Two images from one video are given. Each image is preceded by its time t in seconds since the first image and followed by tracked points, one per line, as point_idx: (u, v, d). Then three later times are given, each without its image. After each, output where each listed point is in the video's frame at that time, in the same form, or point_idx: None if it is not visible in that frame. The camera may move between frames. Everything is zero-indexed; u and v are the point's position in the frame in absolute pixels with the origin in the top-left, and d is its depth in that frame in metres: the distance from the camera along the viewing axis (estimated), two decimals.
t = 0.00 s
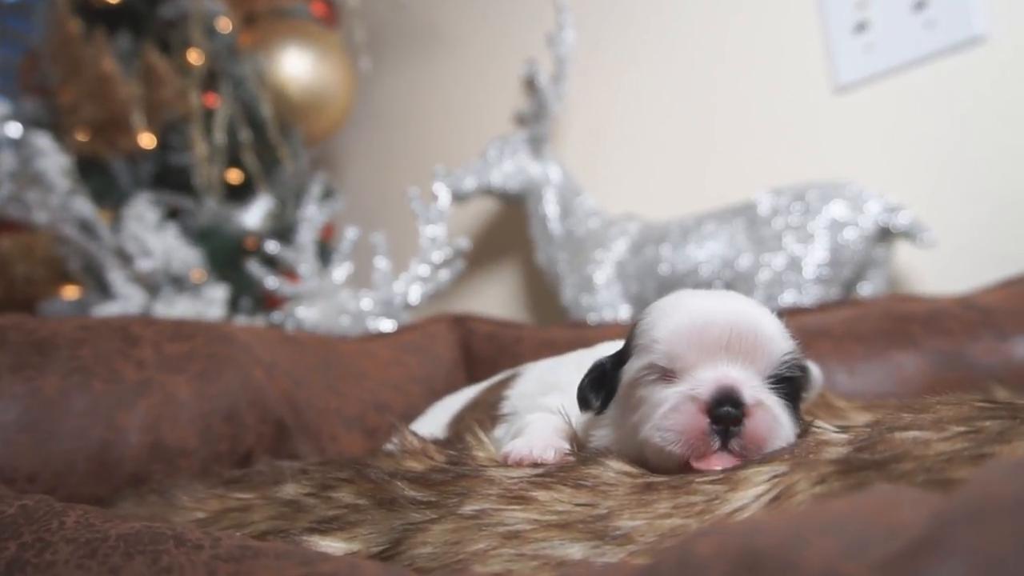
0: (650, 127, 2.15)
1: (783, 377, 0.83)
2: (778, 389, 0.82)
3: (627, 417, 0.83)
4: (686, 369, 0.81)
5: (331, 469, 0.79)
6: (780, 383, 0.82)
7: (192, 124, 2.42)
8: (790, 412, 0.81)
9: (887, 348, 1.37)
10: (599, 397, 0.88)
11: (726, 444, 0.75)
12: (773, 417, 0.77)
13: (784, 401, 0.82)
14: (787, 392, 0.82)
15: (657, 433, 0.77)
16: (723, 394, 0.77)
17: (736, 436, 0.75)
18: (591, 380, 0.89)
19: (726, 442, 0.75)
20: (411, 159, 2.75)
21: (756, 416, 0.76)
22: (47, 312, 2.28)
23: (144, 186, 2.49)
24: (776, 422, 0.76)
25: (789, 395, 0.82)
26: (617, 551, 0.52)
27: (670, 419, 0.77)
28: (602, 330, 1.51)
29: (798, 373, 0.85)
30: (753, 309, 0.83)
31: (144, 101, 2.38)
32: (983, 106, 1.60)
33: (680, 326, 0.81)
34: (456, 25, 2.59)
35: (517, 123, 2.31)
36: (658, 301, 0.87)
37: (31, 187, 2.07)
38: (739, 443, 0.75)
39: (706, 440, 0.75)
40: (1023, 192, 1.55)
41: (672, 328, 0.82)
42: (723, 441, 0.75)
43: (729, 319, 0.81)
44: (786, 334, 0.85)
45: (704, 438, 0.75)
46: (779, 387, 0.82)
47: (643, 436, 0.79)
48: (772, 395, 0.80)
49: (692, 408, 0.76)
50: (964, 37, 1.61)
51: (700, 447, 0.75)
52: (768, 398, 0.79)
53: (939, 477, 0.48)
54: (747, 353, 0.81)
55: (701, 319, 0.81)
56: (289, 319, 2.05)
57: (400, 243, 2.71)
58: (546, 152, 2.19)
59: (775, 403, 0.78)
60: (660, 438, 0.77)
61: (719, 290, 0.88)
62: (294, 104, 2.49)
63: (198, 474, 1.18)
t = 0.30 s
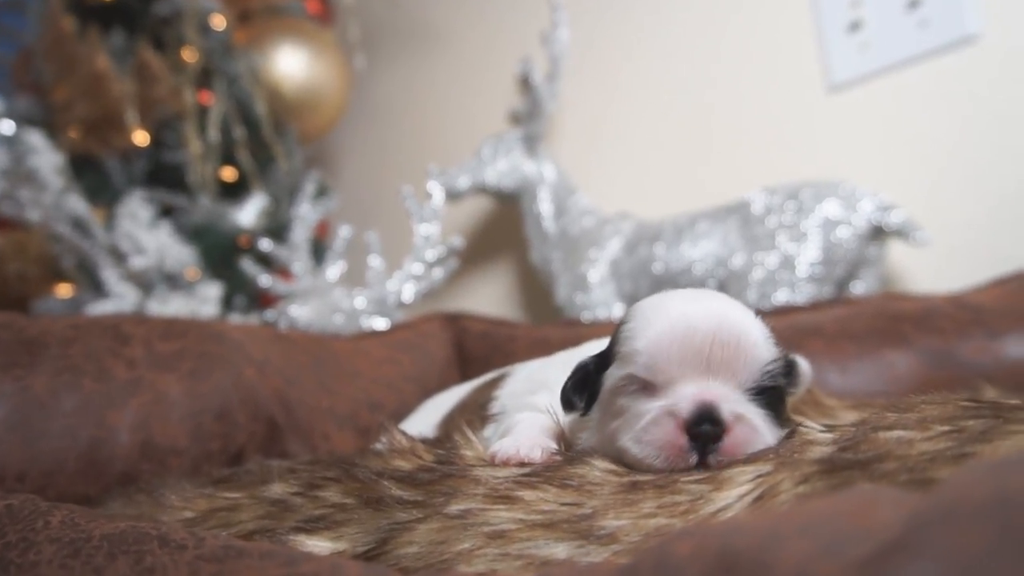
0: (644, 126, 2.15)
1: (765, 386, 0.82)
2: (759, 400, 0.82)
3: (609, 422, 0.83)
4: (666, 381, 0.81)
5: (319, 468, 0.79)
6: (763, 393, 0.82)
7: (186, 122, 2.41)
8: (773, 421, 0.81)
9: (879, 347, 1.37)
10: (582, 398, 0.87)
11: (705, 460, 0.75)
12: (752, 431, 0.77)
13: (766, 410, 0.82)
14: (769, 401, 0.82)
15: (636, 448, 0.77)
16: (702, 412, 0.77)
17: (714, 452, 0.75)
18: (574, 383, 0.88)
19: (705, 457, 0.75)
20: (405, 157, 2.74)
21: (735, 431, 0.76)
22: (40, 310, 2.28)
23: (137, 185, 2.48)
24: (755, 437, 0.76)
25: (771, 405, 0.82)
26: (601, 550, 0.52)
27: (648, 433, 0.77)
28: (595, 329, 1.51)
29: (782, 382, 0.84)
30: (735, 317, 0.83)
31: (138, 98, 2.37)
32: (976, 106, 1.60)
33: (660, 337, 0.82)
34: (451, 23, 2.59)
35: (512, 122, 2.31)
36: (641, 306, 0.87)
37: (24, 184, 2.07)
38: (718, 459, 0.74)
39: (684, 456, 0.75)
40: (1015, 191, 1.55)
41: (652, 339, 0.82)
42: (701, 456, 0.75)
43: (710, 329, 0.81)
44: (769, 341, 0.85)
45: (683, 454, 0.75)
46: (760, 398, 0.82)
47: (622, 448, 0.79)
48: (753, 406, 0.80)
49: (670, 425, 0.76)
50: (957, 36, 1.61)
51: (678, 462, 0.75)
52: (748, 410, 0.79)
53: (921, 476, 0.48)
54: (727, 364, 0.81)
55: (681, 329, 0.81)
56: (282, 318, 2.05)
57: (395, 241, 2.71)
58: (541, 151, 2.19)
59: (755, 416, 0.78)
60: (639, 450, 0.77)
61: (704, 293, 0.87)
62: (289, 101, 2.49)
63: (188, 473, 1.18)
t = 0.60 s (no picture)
0: (643, 132, 2.15)
1: (762, 391, 0.83)
2: (757, 405, 0.82)
3: (607, 431, 0.83)
4: (664, 386, 0.81)
5: (316, 476, 0.79)
6: (759, 398, 0.82)
7: (185, 127, 2.42)
8: (769, 427, 0.81)
9: (877, 354, 1.37)
10: (582, 407, 0.87)
11: (703, 462, 0.75)
12: (750, 434, 0.76)
13: (763, 416, 0.81)
14: (766, 406, 0.82)
15: (635, 451, 0.77)
16: (700, 413, 0.77)
17: (713, 454, 0.75)
18: (574, 392, 0.88)
19: (704, 460, 0.75)
20: (404, 162, 2.75)
21: (733, 433, 0.76)
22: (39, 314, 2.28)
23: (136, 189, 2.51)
24: (754, 439, 0.76)
25: (768, 410, 0.82)
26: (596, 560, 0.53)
27: (647, 437, 0.77)
28: (592, 335, 1.51)
29: (778, 388, 0.84)
30: (731, 322, 0.83)
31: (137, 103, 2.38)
32: (973, 113, 1.60)
33: (658, 342, 0.82)
34: (450, 28, 2.59)
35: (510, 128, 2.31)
36: (639, 313, 0.87)
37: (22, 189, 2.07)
38: (716, 461, 0.74)
39: (683, 458, 0.75)
40: (1012, 199, 1.55)
41: (649, 344, 0.82)
42: (699, 459, 0.75)
43: (707, 334, 0.81)
44: (766, 347, 0.85)
45: (682, 456, 0.75)
46: (757, 403, 0.82)
47: (621, 451, 0.79)
48: (750, 410, 0.80)
49: (668, 426, 0.76)
50: (954, 44, 1.61)
51: (677, 466, 0.75)
52: (746, 414, 0.78)
53: (914, 488, 0.48)
54: (724, 369, 0.81)
55: (678, 334, 0.81)
56: (281, 323, 2.05)
57: (393, 246, 2.71)
58: (539, 156, 2.20)
59: (752, 419, 0.78)
60: (638, 455, 0.77)
61: (699, 301, 0.88)
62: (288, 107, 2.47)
63: (185, 480, 1.18)
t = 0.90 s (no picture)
0: (642, 132, 2.15)
1: (759, 391, 0.83)
2: (754, 404, 0.82)
3: (604, 432, 0.83)
4: (661, 384, 0.81)
5: (315, 478, 0.79)
6: (757, 398, 0.83)
7: (184, 127, 2.42)
8: (766, 427, 0.81)
9: (876, 355, 1.37)
10: (578, 409, 0.88)
11: (700, 459, 0.75)
12: (748, 432, 0.77)
13: (760, 416, 0.82)
14: (763, 406, 0.82)
15: (633, 449, 0.77)
16: (699, 410, 0.77)
17: (710, 451, 0.75)
18: (569, 393, 0.89)
19: (701, 457, 0.75)
20: (403, 162, 2.75)
21: (730, 431, 0.76)
22: (38, 314, 2.28)
23: (135, 190, 2.51)
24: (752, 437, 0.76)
25: (765, 410, 0.82)
26: (594, 563, 0.53)
27: (645, 435, 0.77)
28: (591, 335, 1.51)
29: (775, 388, 0.85)
30: (728, 323, 0.83)
31: (136, 103, 2.38)
32: (972, 115, 1.60)
33: (655, 341, 0.82)
34: (449, 29, 2.59)
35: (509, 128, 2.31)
36: (636, 314, 0.87)
37: (21, 189, 2.08)
38: (713, 459, 0.75)
39: (681, 455, 0.75)
40: (1010, 200, 1.56)
41: (647, 343, 0.82)
42: (697, 456, 0.75)
43: (704, 334, 0.81)
44: (762, 348, 0.85)
45: (678, 454, 0.75)
46: (754, 403, 0.82)
47: (619, 451, 0.79)
48: (747, 409, 0.80)
49: (666, 423, 0.77)
50: (953, 45, 1.61)
51: (673, 464, 0.75)
52: (744, 413, 0.79)
53: (909, 492, 0.48)
54: (721, 367, 0.81)
55: (675, 334, 0.82)
56: (280, 323, 2.05)
57: (392, 246, 2.71)
58: (539, 157, 2.20)
59: (749, 418, 0.78)
60: (635, 453, 0.77)
61: (696, 304, 0.88)
62: (288, 107, 2.48)
63: (184, 481, 1.19)
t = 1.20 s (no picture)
0: (644, 131, 2.15)
1: (763, 393, 0.83)
2: (757, 407, 0.82)
3: (608, 434, 0.83)
4: (664, 390, 0.81)
5: (320, 477, 0.79)
6: (760, 400, 0.83)
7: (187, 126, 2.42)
8: (770, 427, 0.81)
9: (879, 354, 1.37)
10: (581, 408, 0.87)
11: (703, 466, 0.75)
12: (751, 436, 0.77)
13: (764, 417, 0.82)
14: (766, 408, 0.82)
15: (636, 456, 0.77)
16: (702, 417, 0.77)
17: (713, 457, 0.75)
18: (572, 393, 0.88)
19: (705, 463, 0.75)
20: (405, 161, 2.75)
21: (734, 436, 0.76)
22: (41, 313, 2.28)
23: (138, 189, 2.51)
24: (755, 442, 0.76)
25: (768, 411, 0.83)
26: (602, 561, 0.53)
27: (648, 441, 0.77)
28: (594, 334, 1.51)
29: (779, 389, 0.85)
30: (731, 323, 0.83)
31: (139, 102, 2.38)
32: (975, 114, 1.60)
33: (658, 345, 0.82)
34: (452, 28, 2.59)
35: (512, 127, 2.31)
36: (639, 315, 0.87)
37: (24, 188, 2.08)
38: (717, 465, 0.75)
39: (684, 462, 0.75)
40: (1012, 199, 1.55)
41: (649, 347, 0.82)
42: (700, 463, 0.75)
43: (707, 337, 0.81)
44: (766, 348, 0.85)
45: (681, 461, 0.75)
46: (758, 405, 0.82)
47: (622, 457, 0.79)
48: (751, 412, 0.80)
49: (669, 430, 0.76)
50: (956, 45, 1.61)
51: (678, 470, 0.75)
52: (747, 416, 0.79)
53: (919, 491, 0.48)
54: (724, 371, 0.81)
55: (678, 337, 0.81)
56: (283, 323, 2.05)
57: (395, 245, 2.71)
58: (541, 156, 2.20)
59: (753, 421, 0.78)
60: (639, 459, 0.77)
61: (699, 302, 0.88)
62: (290, 106, 2.48)
63: (188, 480, 1.19)
